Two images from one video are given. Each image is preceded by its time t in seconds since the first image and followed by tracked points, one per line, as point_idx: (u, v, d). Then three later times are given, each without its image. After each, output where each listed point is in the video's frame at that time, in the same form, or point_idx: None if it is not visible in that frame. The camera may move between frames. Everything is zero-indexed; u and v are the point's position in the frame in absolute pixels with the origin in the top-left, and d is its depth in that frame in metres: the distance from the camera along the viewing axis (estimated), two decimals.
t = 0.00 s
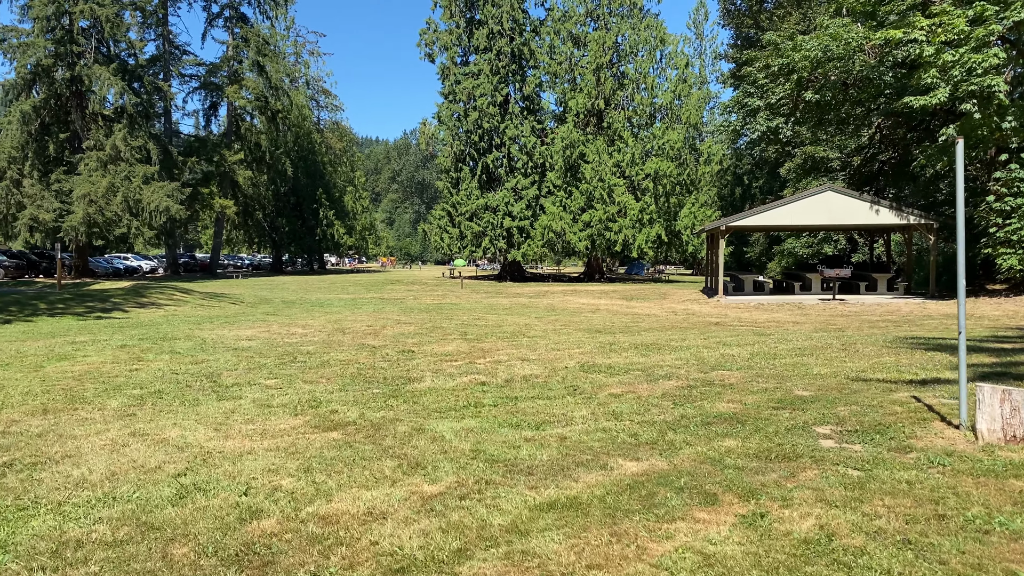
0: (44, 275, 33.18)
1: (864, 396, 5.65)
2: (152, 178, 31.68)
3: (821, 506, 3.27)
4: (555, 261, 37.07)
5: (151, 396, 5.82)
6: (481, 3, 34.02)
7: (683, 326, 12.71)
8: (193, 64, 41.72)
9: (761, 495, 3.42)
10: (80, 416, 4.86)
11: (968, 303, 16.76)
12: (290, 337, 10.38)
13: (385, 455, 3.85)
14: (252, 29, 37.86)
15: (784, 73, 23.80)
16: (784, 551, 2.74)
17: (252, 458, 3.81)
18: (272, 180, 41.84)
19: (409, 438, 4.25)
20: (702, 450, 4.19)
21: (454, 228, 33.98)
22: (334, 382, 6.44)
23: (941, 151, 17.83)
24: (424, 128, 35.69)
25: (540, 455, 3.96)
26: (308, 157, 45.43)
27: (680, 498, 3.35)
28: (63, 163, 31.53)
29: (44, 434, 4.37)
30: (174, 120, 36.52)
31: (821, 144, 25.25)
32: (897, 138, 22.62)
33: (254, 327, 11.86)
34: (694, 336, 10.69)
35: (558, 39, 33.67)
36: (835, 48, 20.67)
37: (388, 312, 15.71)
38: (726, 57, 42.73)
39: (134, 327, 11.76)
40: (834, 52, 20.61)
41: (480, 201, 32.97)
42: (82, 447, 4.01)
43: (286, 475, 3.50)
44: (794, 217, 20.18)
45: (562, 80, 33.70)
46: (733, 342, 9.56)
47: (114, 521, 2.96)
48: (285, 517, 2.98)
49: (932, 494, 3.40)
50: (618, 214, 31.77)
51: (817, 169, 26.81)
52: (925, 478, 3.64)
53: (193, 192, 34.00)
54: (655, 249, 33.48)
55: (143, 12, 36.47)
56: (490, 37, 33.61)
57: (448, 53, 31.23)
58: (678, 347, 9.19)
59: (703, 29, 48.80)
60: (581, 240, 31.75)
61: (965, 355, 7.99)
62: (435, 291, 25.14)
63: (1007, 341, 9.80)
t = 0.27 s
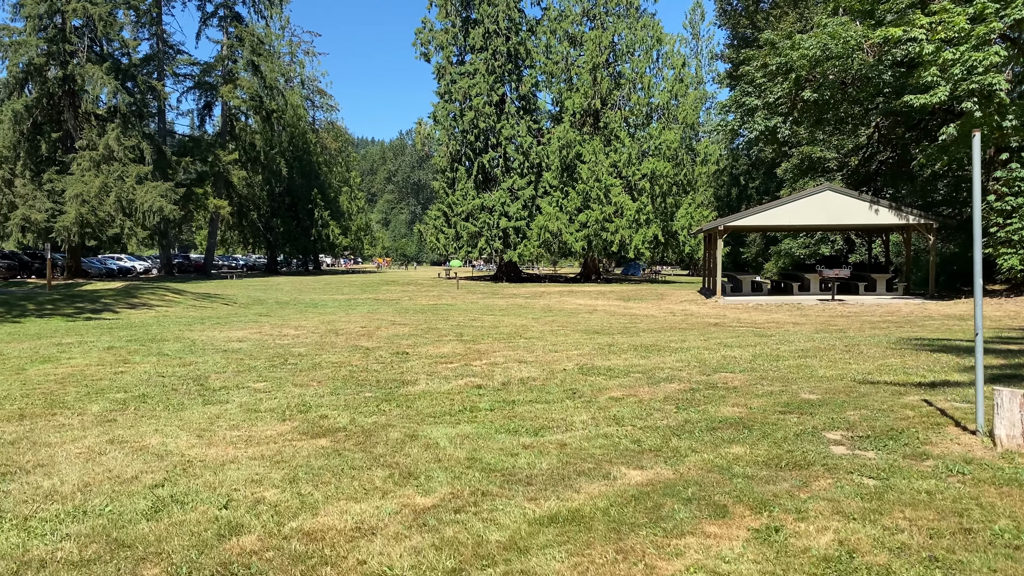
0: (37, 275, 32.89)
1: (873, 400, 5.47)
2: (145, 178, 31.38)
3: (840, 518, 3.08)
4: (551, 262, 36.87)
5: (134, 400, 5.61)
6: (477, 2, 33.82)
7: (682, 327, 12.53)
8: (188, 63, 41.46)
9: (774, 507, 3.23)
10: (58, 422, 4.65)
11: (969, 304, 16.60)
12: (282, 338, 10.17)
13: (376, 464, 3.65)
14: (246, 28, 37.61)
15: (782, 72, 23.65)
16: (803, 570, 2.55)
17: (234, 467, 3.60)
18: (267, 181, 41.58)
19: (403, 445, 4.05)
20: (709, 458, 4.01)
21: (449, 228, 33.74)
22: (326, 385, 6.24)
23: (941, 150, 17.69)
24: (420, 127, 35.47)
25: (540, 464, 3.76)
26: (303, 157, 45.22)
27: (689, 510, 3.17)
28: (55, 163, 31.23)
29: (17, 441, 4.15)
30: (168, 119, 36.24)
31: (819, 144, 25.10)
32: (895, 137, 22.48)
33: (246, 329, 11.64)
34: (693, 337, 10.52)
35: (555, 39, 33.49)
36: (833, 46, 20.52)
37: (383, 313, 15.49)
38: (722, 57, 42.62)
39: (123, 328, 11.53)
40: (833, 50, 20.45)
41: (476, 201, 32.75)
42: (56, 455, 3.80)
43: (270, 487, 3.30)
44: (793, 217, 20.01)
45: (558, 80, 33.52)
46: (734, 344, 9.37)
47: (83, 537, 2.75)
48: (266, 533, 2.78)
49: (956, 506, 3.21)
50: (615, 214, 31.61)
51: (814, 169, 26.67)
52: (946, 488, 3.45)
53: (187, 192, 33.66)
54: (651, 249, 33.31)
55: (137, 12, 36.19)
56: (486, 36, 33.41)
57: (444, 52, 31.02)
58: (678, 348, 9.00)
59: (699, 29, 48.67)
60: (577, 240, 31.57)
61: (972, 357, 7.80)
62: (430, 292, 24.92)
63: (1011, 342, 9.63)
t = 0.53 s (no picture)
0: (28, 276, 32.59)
1: (882, 408, 5.30)
2: (138, 178, 31.10)
3: (859, 541, 2.90)
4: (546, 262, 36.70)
5: (117, 409, 5.41)
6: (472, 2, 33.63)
7: (680, 329, 12.36)
8: (181, 63, 41.15)
9: (787, 528, 3.05)
10: (34, 434, 4.44)
11: (968, 306, 16.49)
12: (273, 342, 9.96)
13: (367, 481, 3.46)
14: (240, 28, 37.36)
15: (779, 72, 23.50)
16: None
17: (216, 485, 3.41)
18: (261, 181, 41.32)
19: (395, 460, 3.86)
20: (716, 473, 3.83)
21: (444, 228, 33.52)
22: (317, 393, 6.05)
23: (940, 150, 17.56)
24: (414, 128, 35.27)
25: (540, 481, 3.57)
26: (297, 157, 44.99)
27: (697, 531, 2.99)
28: (47, 163, 30.94)
29: None
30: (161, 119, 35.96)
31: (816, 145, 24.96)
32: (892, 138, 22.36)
33: (237, 332, 11.44)
34: (692, 340, 10.35)
35: (550, 39, 33.31)
36: (831, 46, 20.38)
37: (376, 316, 15.30)
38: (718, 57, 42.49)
39: (112, 331, 11.31)
40: (830, 50, 20.31)
41: (471, 201, 32.55)
42: (29, 472, 3.60)
43: (254, 508, 3.11)
44: (790, 218, 19.86)
45: (553, 80, 33.34)
46: (735, 348, 9.20)
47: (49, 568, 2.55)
48: (247, 561, 2.59)
49: (980, 527, 3.04)
50: (611, 215, 31.47)
51: (810, 170, 26.54)
52: (967, 506, 3.28)
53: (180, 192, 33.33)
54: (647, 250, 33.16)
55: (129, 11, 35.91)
56: (480, 36, 33.23)
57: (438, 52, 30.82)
58: (678, 352, 8.83)
59: (694, 30, 48.57)
60: (572, 241, 31.40)
61: (978, 361, 7.63)
62: (425, 293, 24.71)
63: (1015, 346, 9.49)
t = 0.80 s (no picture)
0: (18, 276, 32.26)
1: (892, 410, 5.13)
2: (130, 177, 30.77)
3: (881, 551, 2.73)
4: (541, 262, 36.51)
5: (98, 411, 5.19)
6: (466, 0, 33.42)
7: (678, 329, 12.19)
8: (173, 61, 40.83)
9: (805, 536, 2.88)
10: (8, 438, 4.24)
11: (967, 305, 16.36)
12: (264, 342, 9.74)
13: (357, 488, 3.26)
14: (233, 26, 37.07)
15: (775, 71, 23.34)
16: None
17: (198, 492, 3.21)
18: (254, 180, 41.01)
19: (388, 464, 3.67)
20: (725, 477, 3.65)
21: (438, 228, 33.31)
22: (308, 395, 5.85)
23: (939, 149, 17.43)
24: (409, 127, 35.03)
25: (542, 487, 3.37)
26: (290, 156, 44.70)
27: (709, 541, 2.81)
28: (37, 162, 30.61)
29: None
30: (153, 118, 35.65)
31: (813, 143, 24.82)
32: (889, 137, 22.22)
33: (228, 332, 11.21)
34: (691, 340, 10.18)
35: (545, 37, 33.12)
36: (828, 44, 20.22)
37: (370, 315, 15.07)
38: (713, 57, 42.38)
39: (99, 331, 11.07)
40: (827, 48, 20.15)
41: (465, 201, 32.34)
42: None
43: (236, 517, 2.91)
44: (788, 217, 19.70)
45: (548, 79, 33.17)
46: (736, 347, 9.03)
47: None
48: None
49: (1010, 537, 2.85)
50: (606, 215, 31.31)
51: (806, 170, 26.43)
52: (995, 515, 3.10)
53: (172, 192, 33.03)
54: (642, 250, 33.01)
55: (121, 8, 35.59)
56: (475, 35, 33.03)
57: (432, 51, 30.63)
58: (678, 352, 8.65)
59: (689, 29, 48.43)
60: (567, 240, 31.23)
61: (985, 361, 7.46)
62: (419, 293, 24.50)
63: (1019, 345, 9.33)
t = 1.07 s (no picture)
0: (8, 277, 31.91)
1: (901, 414, 4.98)
2: (121, 177, 30.47)
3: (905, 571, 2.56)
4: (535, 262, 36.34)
5: (77, 417, 4.99)
6: None
7: (675, 330, 12.03)
8: (164, 60, 40.50)
9: (823, 555, 2.71)
10: None
11: (965, 305, 16.24)
12: (254, 344, 9.53)
13: (348, 502, 3.08)
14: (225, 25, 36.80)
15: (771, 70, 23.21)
16: None
17: (178, 507, 3.02)
18: (247, 180, 40.72)
19: (380, 475, 3.48)
20: (734, 489, 3.48)
21: (432, 228, 33.09)
22: (297, 400, 5.65)
23: (936, 148, 17.32)
24: (402, 126, 34.80)
25: (543, 501, 3.19)
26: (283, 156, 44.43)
27: (722, 560, 2.63)
28: (27, 161, 30.28)
29: None
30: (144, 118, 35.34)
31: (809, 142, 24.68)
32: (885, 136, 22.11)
33: (217, 333, 10.98)
34: (689, 342, 10.01)
35: (539, 37, 32.94)
36: (824, 42, 20.09)
37: (363, 316, 14.87)
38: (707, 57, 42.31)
39: (85, 333, 10.84)
40: (824, 46, 20.02)
41: (459, 201, 32.13)
42: None
43: (219, 535, 2.73)
44: (784, 217, 19.56)
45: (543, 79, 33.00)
46: (736, 350, 8.87)
47: None
48: None
49: None
50: (600, 215, 31.15)
51: (801, 170, 26.33)
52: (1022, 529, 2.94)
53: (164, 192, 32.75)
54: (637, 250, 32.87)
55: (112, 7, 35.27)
56: (469, 34, 32.84)
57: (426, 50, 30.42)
58: (676, 354, 8.49)
59: (683, 29, 48.36)
60: (562, 241, 31.06)
61: (991, 363, 7.31)
62: (413, 293, 24.29)
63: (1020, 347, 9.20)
